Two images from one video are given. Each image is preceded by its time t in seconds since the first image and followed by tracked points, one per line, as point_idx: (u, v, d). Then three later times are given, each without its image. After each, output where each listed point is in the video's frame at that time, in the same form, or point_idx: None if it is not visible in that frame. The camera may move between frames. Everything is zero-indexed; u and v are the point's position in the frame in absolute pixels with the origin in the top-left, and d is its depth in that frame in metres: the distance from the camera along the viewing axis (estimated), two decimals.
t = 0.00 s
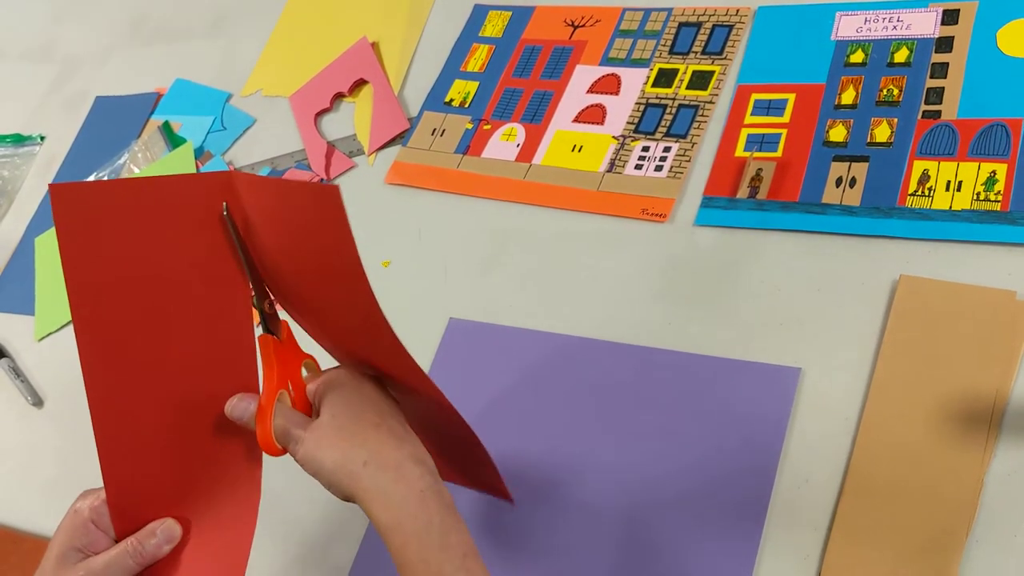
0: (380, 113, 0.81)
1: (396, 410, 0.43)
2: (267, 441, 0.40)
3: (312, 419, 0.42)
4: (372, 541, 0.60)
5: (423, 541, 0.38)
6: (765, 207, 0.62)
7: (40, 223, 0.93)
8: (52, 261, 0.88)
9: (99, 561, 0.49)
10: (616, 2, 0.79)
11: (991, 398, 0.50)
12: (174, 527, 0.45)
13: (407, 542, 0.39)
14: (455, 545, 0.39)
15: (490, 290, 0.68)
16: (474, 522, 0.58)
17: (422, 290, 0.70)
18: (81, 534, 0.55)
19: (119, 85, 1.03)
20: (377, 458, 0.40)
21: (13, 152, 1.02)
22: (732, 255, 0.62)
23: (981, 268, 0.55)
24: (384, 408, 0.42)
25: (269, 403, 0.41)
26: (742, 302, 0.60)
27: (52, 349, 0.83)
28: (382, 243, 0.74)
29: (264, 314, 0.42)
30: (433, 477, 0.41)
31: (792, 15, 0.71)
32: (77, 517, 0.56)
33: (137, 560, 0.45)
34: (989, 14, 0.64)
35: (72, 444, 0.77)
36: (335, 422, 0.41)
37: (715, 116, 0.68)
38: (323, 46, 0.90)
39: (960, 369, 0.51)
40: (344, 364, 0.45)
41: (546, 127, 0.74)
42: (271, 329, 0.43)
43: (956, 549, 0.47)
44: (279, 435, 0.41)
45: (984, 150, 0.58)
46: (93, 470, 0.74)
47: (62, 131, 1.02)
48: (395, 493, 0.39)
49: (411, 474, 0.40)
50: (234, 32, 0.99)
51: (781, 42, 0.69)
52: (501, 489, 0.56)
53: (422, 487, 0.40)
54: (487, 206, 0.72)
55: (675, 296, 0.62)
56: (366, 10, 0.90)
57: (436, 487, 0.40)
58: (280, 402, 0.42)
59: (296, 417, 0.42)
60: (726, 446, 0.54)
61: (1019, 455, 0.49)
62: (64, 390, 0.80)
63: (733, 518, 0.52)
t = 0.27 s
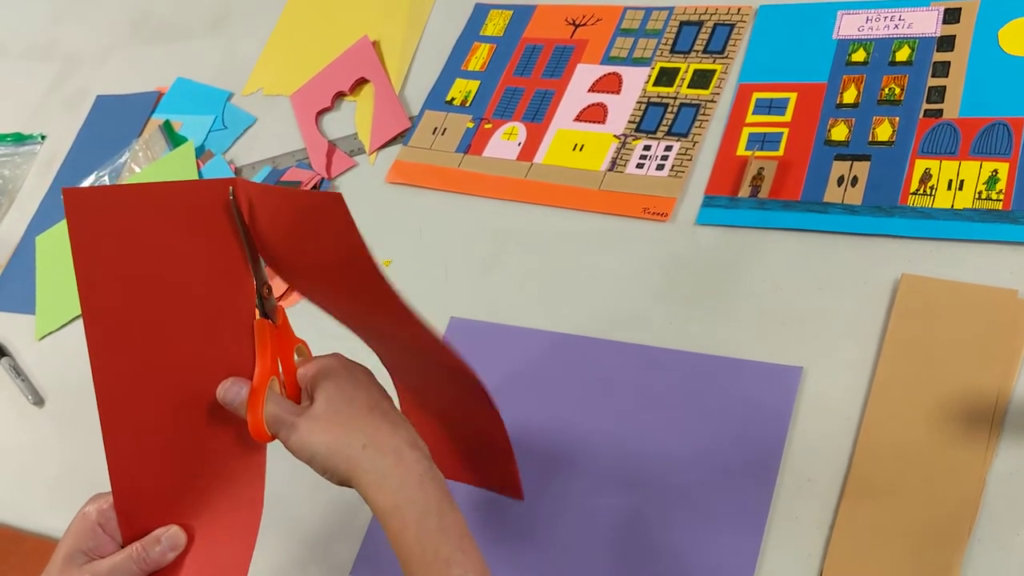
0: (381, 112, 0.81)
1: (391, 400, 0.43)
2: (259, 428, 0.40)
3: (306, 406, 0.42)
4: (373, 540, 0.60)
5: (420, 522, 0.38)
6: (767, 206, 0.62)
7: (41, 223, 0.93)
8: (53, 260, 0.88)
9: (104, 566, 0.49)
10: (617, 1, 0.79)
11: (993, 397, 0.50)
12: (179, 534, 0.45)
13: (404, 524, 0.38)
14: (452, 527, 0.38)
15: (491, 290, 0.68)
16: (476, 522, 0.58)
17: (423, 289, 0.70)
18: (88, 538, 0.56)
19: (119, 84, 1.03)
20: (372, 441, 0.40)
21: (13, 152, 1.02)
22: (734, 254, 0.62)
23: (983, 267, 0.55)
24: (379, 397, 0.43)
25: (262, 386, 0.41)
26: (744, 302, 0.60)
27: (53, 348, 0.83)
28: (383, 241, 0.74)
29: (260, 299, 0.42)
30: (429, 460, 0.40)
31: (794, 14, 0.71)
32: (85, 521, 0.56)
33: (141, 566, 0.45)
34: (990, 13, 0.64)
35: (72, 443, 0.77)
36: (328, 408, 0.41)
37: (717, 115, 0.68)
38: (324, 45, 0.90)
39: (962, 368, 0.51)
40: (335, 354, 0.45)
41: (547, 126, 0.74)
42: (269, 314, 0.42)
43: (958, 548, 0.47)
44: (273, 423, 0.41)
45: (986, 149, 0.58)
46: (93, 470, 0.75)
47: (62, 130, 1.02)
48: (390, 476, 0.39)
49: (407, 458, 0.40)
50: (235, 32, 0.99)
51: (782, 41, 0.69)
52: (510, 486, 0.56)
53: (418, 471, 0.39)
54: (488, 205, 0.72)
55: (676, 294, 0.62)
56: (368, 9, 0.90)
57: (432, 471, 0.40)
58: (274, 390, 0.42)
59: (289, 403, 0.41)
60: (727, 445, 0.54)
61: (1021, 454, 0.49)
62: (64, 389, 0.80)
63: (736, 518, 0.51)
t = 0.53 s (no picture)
0: (381, 112, 0.81)
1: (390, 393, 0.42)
2: (265, 419, 0.41)
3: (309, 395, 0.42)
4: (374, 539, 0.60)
5: (415, 513, 0.37)
6: (767, 206, 0.62)
7: (41, 223, 0.93)
8: (53, 260, 0.88)
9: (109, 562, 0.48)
10: (618, 1, 0.79)
11: (993, 397, 0.50)
12: (185, 529, 0.45)
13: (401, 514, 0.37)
14: (448, 519, 0.37)
15: (491, 290, 0.68)
16: (476, 522, 0.58)
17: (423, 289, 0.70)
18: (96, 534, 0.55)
19: (119, 83, 1.03)
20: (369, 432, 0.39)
21: (14, 151, 1.03)
22: (735, 254, 0.62)
23: (984, 267, 0.55)
24: (378, 390, 0.42)
25: (269, 376, 0.42)
26: (744, 302, 0.60)
27: (53, 348, 0.83)
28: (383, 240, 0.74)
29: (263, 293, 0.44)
30: (426, 454, 0.40)
31: (794, 14, 0.70)
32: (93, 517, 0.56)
33: (145, 561, 0.45)
34: (991, 13, 0.64)
35: (73, 442, 0.77)
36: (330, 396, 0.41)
37: (717, 115, 0.68)
38: (324, 45, 0.90)
39: (962, 368, 0.51)
40: (337, 348, 0.45)
41: (547, 126, 0.74)
42: (274, 309, 0.44)
43: (959, 547, 0.47)
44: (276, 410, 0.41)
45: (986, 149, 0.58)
46: (94, 470, 0.75)
47: (62, 130, 1.02)
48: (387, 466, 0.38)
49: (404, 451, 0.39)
50: (235, 31, 0.99)
51: (783, 41, 0.69)
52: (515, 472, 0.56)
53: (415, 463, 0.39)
54: (488, 205, 0.72)
55: (676, 294, 0.62)
56: (368, 9, 0.90)
57: (430, 464, 0.39)
58: (279, 380, 0.43)
59: (293, 395, 0.42)
60: (727, 446, 0.54)
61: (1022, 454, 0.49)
62: (65, 389, 0.80)
63: (737, 518, 0.52)
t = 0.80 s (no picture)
0: (380, 112, 0.81)
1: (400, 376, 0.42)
2: (273, 402, 0.41)
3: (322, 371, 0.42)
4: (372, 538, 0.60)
5: (425, 488, 0.37)
6: (766, 206, 0.62)
7: (40, 223, 0.93)
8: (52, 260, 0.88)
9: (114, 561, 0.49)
10: (617, 1, 0.79)
11: (991, 396, 0.50)
12: (189, 531, 0.45)
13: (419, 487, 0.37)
14: (456, 495, 0.37)
15: (490, 290, 0.68)
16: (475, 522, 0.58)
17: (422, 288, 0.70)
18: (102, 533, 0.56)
19: (119, 83, 1.03)
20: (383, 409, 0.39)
21: (13, 152, 1.03)
22: (733, 253, 0.62)
23: (982, 266, 0.55)
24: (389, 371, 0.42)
25: (277, 359, 0.42)
26: (743, 302, 0.60)
27: (53, 348, 0.83)
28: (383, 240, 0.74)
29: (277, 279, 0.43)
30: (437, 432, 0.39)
31: (793, 14, 0.71)
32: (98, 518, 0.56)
33: (149, 561, 0.45)
34: (989, 13, 0.64)
35: (72, 442, 0.77)
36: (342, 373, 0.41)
37: (716, 115, 0.68)
38: (324, 45, 0.90)
39: (960, 367, 0.51)
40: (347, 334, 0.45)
41: (546, 127, 0.74)
42: (286, 293, 0.43)
43: (957, 546, 0.47)
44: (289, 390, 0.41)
45: (985, 149, 0.58)
46: (93, 470, 0.75)
47: (62, 130, 1.02)
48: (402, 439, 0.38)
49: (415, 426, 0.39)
50: (235, 32, 0.99)
51: (782, 41, 0.69)
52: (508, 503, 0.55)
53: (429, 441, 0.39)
54: (488, 205, 0.72)
55: (675, 294, 0.62)
56: (368, 9, 0.90)
57: (439, 443, 0.39)
58: (286, 363, 0.42)
59: (302, 377, 0.41)
60: (726, 445, 0.54)
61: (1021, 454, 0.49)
62: (64, 389, 0.80)
63: (735, 518, 0.52)
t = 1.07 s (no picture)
0: (380, 111, 0.81)
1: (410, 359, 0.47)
2: (303, 371, 0.46)
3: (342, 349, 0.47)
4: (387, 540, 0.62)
5: (430, 454, 0.41)
6: (765, 204, 0.62)
7: (40, 222, 0.94)
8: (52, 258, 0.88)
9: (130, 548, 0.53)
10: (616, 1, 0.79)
11: (989, 394, 0.50)
12: (204, 522, 0.51)
13: (416, 458, 0.42)
14: (459, 461, 0.42)
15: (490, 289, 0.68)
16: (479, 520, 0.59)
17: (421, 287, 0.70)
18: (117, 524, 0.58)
19: (119, 83, 1.03)
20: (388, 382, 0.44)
21: (13, 151, 1.03)
22: (733, 252, 0.62)
23: (981, 265, 0.55)
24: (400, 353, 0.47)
25: (306, 335, 0.48)
26: (742, 301, 0.60)
27: (53, 346, 0.84)
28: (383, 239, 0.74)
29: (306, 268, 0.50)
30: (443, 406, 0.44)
31: (792, 13, 0.71)
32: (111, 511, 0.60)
33: (165, 550, 0.51)
34: (988, 12, 0.64)
35: (73, 441, 0.77)
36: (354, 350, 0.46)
37: (715, 114, 0.68)
38: (323, 45, 0.90)
39: (959, 366, 0.51)
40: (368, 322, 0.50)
41: (545, 126, 0.74)
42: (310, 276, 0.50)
43: (954, 543, 0.47)
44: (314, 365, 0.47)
45: (983, 148, 0.58)
46: (93, 468, 0.75)
47: (62, 130, 1.02)
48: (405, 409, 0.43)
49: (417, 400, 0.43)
50: (234, 31, 0.99)
51: (781, 40, 0.70)
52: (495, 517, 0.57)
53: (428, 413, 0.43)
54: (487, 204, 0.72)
55: (674, 292, 0.62)
56: (367, 9, 0.90)
57: (443, 415, 0.44)
58: (314, 340, 0.48)
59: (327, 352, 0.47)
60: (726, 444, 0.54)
61: (1020, 453, 0.49)
62: (65, 388, 0.81)
63: (733, 516, 0.53)
